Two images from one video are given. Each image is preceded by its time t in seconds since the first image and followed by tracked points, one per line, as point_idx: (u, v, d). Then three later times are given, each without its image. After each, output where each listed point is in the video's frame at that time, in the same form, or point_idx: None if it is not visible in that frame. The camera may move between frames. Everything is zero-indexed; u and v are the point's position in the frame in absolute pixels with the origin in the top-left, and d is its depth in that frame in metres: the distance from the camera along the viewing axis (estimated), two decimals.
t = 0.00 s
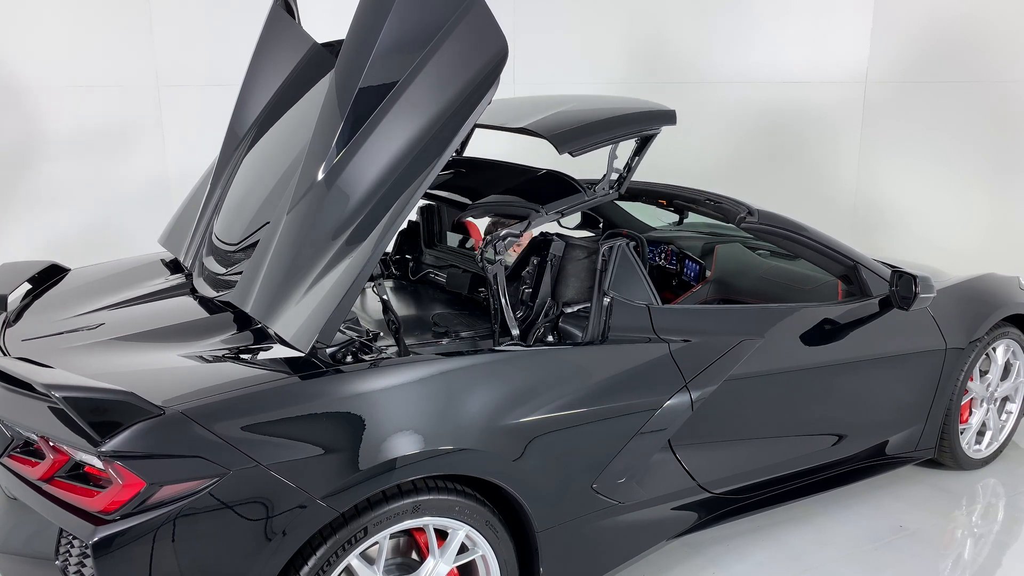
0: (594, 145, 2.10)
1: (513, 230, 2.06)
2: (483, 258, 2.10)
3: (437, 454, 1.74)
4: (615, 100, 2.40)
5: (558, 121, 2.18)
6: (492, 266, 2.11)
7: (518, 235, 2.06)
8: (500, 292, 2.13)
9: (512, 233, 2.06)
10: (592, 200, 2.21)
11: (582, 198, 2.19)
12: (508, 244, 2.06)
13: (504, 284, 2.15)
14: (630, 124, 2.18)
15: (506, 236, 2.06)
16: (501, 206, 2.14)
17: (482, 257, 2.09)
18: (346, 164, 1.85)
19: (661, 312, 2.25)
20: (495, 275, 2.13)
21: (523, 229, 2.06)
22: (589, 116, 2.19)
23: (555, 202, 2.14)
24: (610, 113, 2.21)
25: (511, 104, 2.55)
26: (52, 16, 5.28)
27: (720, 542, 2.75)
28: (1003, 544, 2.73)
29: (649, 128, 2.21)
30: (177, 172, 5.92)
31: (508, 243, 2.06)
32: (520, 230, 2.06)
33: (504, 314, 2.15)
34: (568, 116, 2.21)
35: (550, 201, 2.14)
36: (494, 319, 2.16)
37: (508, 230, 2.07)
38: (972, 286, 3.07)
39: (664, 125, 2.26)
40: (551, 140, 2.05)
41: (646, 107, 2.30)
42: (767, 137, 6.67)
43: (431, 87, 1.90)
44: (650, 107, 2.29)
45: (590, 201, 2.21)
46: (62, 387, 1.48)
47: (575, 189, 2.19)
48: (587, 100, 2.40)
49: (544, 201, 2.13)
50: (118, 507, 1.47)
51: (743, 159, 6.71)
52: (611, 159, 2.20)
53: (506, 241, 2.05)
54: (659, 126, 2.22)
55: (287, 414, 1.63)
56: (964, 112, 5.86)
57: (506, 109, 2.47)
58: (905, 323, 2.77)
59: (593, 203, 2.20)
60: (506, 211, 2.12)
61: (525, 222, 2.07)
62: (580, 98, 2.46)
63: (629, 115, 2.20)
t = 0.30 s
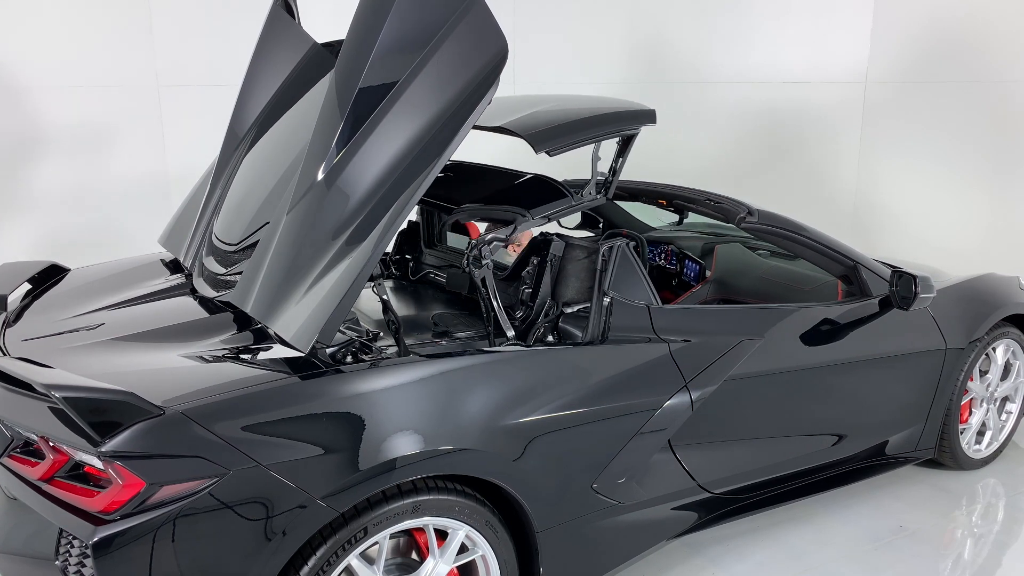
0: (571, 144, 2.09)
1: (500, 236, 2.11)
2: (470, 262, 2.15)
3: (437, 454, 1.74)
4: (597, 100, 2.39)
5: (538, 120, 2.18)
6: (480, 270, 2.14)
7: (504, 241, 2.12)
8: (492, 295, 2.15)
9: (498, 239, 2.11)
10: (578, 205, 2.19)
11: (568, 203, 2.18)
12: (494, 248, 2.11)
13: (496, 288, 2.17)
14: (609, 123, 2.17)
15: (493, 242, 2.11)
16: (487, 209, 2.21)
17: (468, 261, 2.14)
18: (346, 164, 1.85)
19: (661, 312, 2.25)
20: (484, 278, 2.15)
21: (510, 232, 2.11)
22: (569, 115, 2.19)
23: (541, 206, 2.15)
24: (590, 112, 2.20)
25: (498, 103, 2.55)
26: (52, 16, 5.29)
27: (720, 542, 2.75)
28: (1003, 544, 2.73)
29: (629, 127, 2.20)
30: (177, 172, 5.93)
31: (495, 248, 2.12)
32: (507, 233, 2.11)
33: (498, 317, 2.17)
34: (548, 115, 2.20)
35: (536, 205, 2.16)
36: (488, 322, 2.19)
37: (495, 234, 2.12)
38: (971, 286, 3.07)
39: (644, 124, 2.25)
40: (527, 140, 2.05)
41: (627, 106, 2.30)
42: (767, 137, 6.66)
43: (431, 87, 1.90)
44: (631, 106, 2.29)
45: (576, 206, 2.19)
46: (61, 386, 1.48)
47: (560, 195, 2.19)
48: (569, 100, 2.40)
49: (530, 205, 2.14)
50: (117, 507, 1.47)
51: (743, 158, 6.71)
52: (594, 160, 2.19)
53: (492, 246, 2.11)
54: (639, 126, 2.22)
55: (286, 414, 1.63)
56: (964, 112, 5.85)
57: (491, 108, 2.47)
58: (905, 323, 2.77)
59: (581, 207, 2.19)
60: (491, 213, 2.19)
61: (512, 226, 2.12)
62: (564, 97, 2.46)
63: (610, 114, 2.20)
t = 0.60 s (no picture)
0: (556, 147, 2.08)
1: (490, 239, 2.11)
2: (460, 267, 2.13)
3: (437, 454, 1.74)
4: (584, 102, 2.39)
5: (523, 123, 2.18)
6: (471, 274, 2.13)
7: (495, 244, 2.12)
8: (487, 298, 2.15)
9: (489, 242, 2.11)
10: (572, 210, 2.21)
11: (561, 208, 2.19)
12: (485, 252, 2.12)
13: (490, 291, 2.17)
14: (596, 126, 2.16)
15: (484, 245, 2.12)
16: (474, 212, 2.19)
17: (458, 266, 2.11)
18: (346, 164, 1.85)
19: (661, 312, 2.26)
20: (476, 282, 2.15)
21: (501, 237, 2.11)
22: (556, 118, 2.18)
23: (532, 211, 2.15)
24: (577, 115, 2.20)
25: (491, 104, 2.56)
26: (52, 16, 5.30)
27: (720, 542, 2.75)
28: (1003, 544, 2.73)
29: (615, 130, 2.19)
30: (178, 171, 5.94)
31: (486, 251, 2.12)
32: (498, 236, 2.11)
33: (494, 318, 2.17)
34: (536, 118, 2.20)
35: (527, 211, 2.16)
36: (484, 323, 2.19)
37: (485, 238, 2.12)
38: (971, 286, 3.07)
39: (630, 126, 2.24)
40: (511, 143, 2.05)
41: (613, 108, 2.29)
42: (767, 137, 6.67)
43: (431, 87, 1.90)
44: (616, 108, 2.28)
45: (569, 210, 2.21)
46: (61, 386, 1.48)
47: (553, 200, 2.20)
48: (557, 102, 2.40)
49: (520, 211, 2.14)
50: (117, 507, 1.47)
51: (743, 158, 6.72)
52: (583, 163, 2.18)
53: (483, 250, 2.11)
54: (625, 129, 2.21)
55: (285, 415, 1.63)
56: (964, 112, 5.85)
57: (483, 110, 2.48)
58: (905, 323, 2.76)
59: (574, 212, 2.21)
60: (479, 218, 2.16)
61: (502, 230, 2.11)
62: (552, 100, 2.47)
63: (597, 117, 2.19)
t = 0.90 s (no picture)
0: (538, 152, 2.08)
1: (480, 245, 2.14)
2: (451, 272, 2.18)
3: (437, 453, 1.74)
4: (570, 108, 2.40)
5: (507, 127, 2.17)
6: (460, 280, 2.18)
7: (484, 251, 2.15)
8: (479, 303, 2.17)
9: (478, 249, 2.14)
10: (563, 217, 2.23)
11: (551, 215, 2.22)
12: (474, 258, 2.15)
13: (482, 296, 2.19)
14: (580, 132, 2.17)
15: (473, 252, 2.14)
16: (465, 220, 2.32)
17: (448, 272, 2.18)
18: (346, 163, 1.85)
19: (660, 312, 2.26)
20: (467, 287, 2.18)
21: (491, 243, 2.14)
22: (540, 123, 2.18)
23: (524, 218, 2.19)
24: (562, 121, 2.20)
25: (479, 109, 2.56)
26: (51, 16, 5.30)
27: (720, 541, 2.75)
28: (1003, 544, 2.73)
29: (600, 137, 2.20)
30: (177, 171, 5.94)
31: (474, 258, 2.15)
32: (487, 244, 2.13)
33: (488, 321, 2.18)
34: (519, 123, 2.20)
35: (519, 217, 2.20)
36: (479, 324, 2.21)
37: (475, 244, 2.15)
38: (971, 286, 3.07)
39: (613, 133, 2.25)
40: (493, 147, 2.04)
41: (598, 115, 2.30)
42: (767, 137, 6.67)
43: (431, 87, 1.90)
44: (601, 116, 2.29)
45: (562, 217, 2.23)
46: (61, 387, 1.48)
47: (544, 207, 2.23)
48: (544, 108, 2.40)
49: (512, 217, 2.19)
50: (117, 507, 1.47)
51: (743, 158, 6.72)
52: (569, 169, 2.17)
53: (471, 257, 2.15)
54: (609, 136, 2.22)
55: (286, 414, 1.63)
56: (964, 112, 5.85)
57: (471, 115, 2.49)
58: (905, 323, 2.76)
59: (564, 220, 2.22)
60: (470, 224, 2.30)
61: (492, 236, 2.14)
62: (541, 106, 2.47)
63: (581, 123, 2.20)
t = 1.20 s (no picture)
0: (522, 160, 2.07)
1: (471, 252, 2.17)
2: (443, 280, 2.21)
3: (437, 454, 1.74)
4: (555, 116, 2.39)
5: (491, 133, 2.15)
6: (452, 286, 2.20)
7: (475, 258, 2.18)
8: (473, 308, 2.21)
9: (469, 257, 2.18)
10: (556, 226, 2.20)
11: (545, 224, 2.20)
12: (465, 265, 2.17)
13: (476, 302, 2.23)
14: (564, 141, 2.17)
15: (464, 260, 2.18)
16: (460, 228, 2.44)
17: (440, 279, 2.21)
18: (346, 163, 1.85)
19: (660, 312, 2.26)
20: (459, 294, 2.22)
21: (482, 250, 2.17)
22: (526, 130, 2.18)
23: (516, 226, 2.19)
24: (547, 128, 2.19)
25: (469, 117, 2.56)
26: (51, 15, 5.30)
27: (720, 542, 2.75)
28: (1003, 544, 2.73)
29: (585, 146, 2.20)
30: (177, 171, 5.95)
31: (465, 265, 2.18)
32: (478, 250, 2.17)
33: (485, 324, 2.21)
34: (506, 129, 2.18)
35: (511, 227, 2.21)
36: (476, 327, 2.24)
37: (466, 251, 2.17)
38: (971, 287, 3.07)
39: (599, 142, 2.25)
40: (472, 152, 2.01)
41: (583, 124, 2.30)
42: (767, 137, 6.66)
43: (431, 87, 1.90)
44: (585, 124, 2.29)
45: (555, 225, 2.20)
46: (62, 386, 1.48)
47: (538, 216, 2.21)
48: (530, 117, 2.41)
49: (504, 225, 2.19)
50: (117, 507, 1.47)
51: (743, 158, 6.72)
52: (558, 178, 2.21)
53: (462, 265, 2.18)
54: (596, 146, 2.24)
55: (285, 415, 1.63)
56: (964, 112, 5.85)
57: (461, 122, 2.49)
58: (904, 323, 2.76)
59: (557, 228, 2.19)
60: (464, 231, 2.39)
61: (483, 243, 2.17)
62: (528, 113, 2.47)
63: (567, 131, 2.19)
